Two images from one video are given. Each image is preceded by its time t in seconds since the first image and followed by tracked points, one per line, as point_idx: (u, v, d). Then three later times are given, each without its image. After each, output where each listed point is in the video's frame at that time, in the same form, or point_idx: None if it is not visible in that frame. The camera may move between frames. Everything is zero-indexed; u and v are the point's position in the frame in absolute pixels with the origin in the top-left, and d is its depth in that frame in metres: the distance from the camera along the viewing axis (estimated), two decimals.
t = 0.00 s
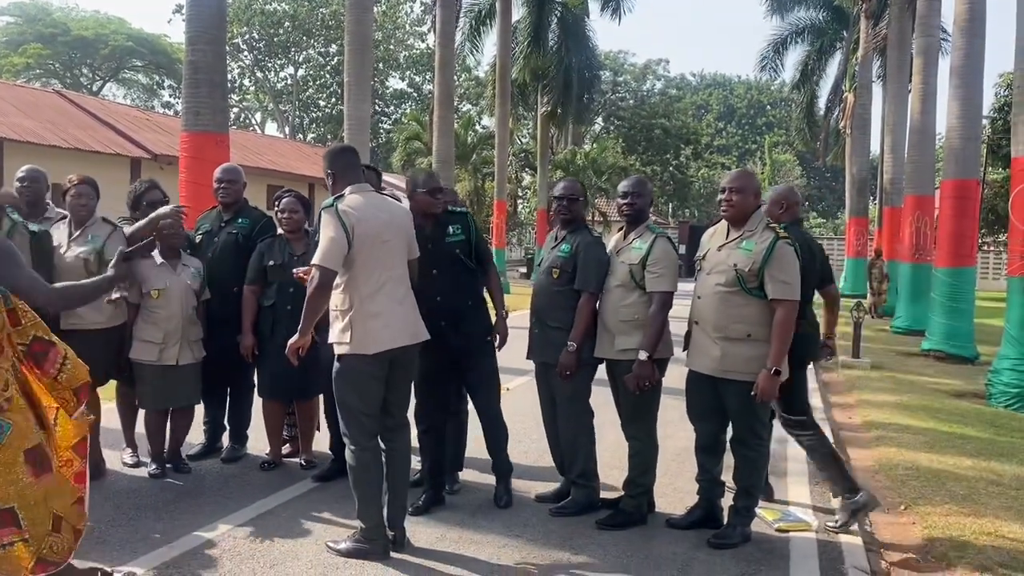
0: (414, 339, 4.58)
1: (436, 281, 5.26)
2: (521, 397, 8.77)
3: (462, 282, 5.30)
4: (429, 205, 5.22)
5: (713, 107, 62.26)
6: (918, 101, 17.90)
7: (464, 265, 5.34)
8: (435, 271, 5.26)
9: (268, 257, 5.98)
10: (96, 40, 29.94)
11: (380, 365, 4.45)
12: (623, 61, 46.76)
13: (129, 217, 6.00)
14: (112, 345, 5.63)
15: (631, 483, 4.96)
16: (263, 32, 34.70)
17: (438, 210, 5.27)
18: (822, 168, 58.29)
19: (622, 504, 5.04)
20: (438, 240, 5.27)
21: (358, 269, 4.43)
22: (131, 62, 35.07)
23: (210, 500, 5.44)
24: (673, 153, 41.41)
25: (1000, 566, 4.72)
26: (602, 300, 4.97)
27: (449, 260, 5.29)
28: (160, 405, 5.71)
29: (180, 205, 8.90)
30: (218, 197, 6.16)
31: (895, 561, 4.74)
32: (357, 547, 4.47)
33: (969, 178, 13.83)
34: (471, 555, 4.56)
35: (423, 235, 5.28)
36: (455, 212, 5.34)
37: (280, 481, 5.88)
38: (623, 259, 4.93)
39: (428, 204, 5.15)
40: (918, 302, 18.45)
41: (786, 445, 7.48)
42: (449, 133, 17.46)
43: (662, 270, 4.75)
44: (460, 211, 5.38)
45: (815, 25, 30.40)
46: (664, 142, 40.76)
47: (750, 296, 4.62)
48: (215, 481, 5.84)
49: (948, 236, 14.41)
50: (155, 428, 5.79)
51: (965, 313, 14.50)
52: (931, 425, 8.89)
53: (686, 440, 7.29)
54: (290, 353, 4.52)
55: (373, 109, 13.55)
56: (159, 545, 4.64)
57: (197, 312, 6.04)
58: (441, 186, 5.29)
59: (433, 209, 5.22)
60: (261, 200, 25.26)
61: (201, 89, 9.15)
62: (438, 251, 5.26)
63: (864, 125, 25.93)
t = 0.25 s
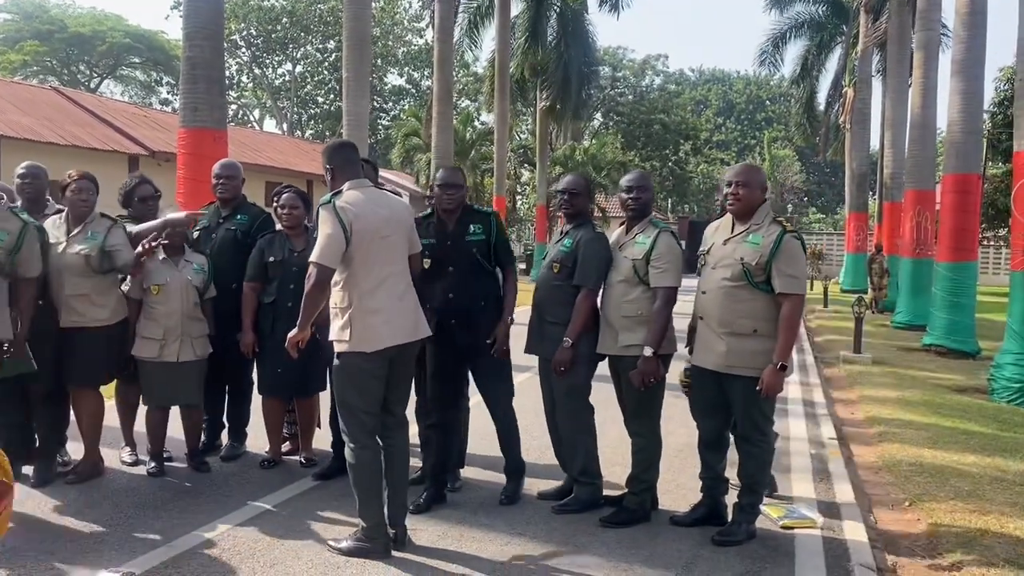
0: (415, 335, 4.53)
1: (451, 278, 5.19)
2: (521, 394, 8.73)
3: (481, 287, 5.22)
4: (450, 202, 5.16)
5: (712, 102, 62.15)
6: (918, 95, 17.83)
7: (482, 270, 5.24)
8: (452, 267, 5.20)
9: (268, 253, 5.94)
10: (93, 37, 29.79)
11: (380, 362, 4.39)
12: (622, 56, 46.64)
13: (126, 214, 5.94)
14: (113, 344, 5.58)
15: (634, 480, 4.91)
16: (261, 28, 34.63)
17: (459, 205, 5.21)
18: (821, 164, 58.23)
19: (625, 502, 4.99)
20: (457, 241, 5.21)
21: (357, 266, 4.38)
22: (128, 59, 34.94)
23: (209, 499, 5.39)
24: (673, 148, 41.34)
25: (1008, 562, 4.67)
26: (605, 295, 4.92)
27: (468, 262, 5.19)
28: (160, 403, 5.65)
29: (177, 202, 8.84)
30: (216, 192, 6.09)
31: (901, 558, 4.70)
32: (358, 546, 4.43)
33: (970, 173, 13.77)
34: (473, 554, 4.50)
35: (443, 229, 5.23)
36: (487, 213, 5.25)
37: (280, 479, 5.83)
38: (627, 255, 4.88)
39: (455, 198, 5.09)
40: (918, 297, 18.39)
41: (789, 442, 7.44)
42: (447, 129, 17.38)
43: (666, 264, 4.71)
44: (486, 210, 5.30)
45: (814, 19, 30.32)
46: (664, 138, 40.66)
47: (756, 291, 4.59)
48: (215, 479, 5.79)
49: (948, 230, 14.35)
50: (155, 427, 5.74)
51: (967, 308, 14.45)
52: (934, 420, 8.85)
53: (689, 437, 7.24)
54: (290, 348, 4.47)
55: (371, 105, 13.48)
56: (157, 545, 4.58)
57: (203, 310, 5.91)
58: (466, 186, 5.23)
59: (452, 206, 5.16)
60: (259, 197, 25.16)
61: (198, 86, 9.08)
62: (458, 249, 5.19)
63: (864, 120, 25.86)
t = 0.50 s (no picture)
0: (421, 333, 4.49)
1: (486, 271, 5.09)
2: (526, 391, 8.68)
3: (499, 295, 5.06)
4: (488, 198, 5.06)
5: (712, 98, 62.06)
6: (920, 89, 17.75)
7: (516, 278, 5.07)
8: (484, 265, 5.11)
9: (271, 250, 5.90)
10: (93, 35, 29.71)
11: (385, 360, 4.34)
12: (622, 52, 46.53)
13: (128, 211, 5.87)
14: (121, 342, 5.51)
15: (643, 477, 4.86)
16: (260, 26, 34.52)
17: (497, 209, 5.13)
18: (821, 159, 58.17)
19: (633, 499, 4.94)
20: (490, 246, 5.10)
21: (360, 263, 4.33)
22: (127, 57, 34.82)
23: (214, 499, 5.33)
24: (673, 144, 41.28)
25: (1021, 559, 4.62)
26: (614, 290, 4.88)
27: (498, 264, 5.06)
28: (168, 401, 5.58)
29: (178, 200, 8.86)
30: (216, 189, 6.03)
31: (913, 556, 4.65)
32: (364, 546, 4.38)
33: (973, 166, 13.70)
34: (481, 553, 4.45)
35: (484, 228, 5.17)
36: (526, 214, 5.12)
37: (284, 478, 5.78)
38: (635, 249, 4.82)
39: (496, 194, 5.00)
40: (921, 292, 18.34)
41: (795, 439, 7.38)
42: (448, 126, 17.32)
43: (675, 260, 4.64)
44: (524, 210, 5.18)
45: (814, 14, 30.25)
46: (664, 134, 40.57)
47: (768, 285, 4.57)
48: (218, 478, 5.74)
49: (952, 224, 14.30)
50: (163, 426, 5.67)
51: (970, 303, 14.37)
52: (940, 416, 8.80)
53: (695, 433, 7.19)
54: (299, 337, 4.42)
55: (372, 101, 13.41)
56: (160, 546, 4.53)
57: (216, 306, 5.84)
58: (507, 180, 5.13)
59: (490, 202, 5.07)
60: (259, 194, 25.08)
61: (198, 82, 9.02)
62: (490, 247, 5.09)
63: (865, 114, 25.78)
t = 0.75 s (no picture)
0: (433, 334, 4.44)
1: (514, 267, 5.12)
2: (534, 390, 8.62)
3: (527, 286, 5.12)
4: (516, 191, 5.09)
5: (713, 96, 62.09)
6: (925, 85, 17.66)
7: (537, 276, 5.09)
8: (507, 257, 5.15)
9: (280, 249, 5.85)
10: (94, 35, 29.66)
11: (395, 360, 4.28)
12: (623, 50, 46.45)
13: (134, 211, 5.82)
14: (129, 342, 5.46)
15: (658, 479, 4.80)
16: (261, 25, 34.48)
17: (533, 200, 5.14)
18: (823, 156, 58.09)
19: (648, 501, 4.88)
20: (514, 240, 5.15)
21: (373, 262, 4.29)
22: (128, 57, 34.78)
23: (222, 504, 5.26)
24: (674, 142, 41.21)
25: None
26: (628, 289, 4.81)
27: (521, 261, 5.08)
28: (179, 402, 5.52)
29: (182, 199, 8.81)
30: (222, 188, 5.96)
31: (932, 558, 4.58)
32: (377, 550, 4.31)
33: (979, 162, 13.62)
34: (494, 557, 4.39)
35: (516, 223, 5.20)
36: (552, 210, 5.05)
37: (293, 480, 5.73)
38: (649, 247, 4.76)
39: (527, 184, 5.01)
40: (926, 288, 18.27)
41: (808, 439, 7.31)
42: (451, 124, 17.26)
43: (690, 258, 4.59)
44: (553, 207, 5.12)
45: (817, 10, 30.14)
46: (666, 131, 40.48)
47: (784, 283, 4.52)
48: (228, 481, 5.69)
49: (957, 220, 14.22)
50: (174, 427, 5.60)
51: (977, 300, 14.29)
52: (952, 413, 8.73)
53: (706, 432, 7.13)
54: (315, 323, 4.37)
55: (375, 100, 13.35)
56: (169, 550, 4.48)
57: (226, 306, 5.80)
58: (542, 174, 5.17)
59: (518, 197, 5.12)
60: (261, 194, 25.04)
61: (202, 81, 8.96)
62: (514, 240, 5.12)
63: (868, 111, 25.70)
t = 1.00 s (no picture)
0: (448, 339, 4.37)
1: (520, 266, 5.13)
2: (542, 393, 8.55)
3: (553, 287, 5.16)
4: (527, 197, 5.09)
5: (714, 94, 61.98)
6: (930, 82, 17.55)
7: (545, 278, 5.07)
8: (519, 258, 5.14)
9: (286, 254, 5.78)
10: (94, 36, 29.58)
11: (409, 365, 4.22)
12: (625, 48, 46.32)
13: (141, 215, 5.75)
14: (126, 347, 5.42)
15: (671, 487, 4.73)
16: (261, 24, 34.39)
17: (552, 194, 5.08)
18: (825, 154, 57.96)
19: (662, 509, 4.81)
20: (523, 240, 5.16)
21: (392, 266, 4.23)
22: (128, 56, 34.69)
23: (229, 513, 5.20)
24: (676, 140, 41.09)
25: None
26: (641, 293, 4.74)
27: (530, 262, 5.06)
28: (181, 410, 5.51)
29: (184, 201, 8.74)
30: (227, 192, 5.90)
31: (951, 567, 4.51)
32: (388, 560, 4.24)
33: (986, 159, 13.52)
34: (507, 568, 4.32)
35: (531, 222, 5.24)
36: (563, 212, 5.01)
37: (301, 488, 5.66)
38: (664, 251, 4.69)
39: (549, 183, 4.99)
40: (931, 286, 18.20)
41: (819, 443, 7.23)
42: (453, 123, 17.17)
43: (706, 262, 4.53)
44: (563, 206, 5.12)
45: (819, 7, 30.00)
46: (667, 129, 40.40)
47: (800, 288, 4.46)
48: (235, 489, 5.62)
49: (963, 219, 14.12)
50: (176, 435, 5.56)
51: (984, 299, 14.19)
52: (962, 415, 8.66)
53: (716, 437, 7.05)
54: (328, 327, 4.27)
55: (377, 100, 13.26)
56: (177, 562, 4.41)
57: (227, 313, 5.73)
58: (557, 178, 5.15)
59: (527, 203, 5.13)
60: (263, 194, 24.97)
61: (203, 83, 8.89)
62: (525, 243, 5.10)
63: (871, 108, 25.60)
